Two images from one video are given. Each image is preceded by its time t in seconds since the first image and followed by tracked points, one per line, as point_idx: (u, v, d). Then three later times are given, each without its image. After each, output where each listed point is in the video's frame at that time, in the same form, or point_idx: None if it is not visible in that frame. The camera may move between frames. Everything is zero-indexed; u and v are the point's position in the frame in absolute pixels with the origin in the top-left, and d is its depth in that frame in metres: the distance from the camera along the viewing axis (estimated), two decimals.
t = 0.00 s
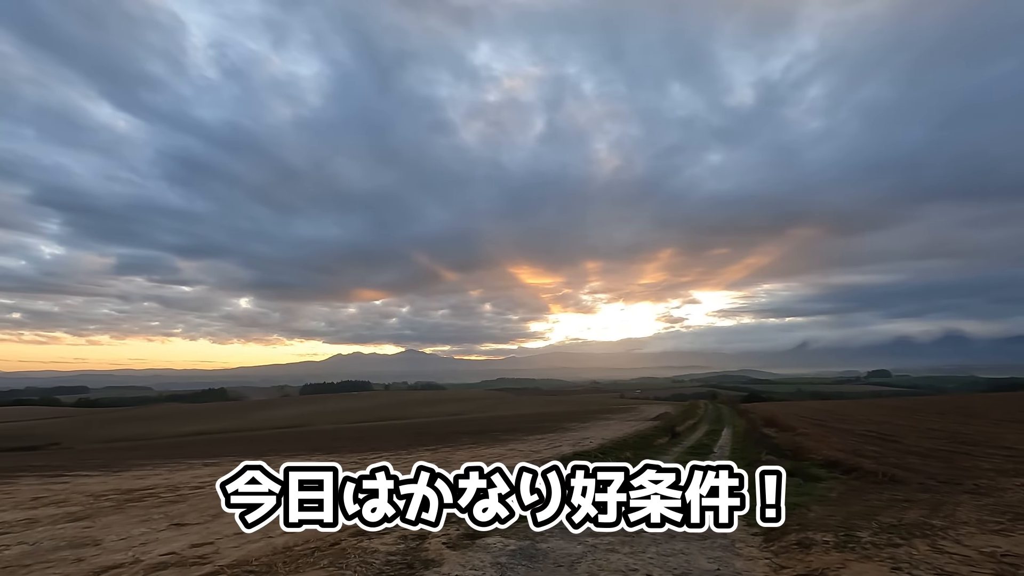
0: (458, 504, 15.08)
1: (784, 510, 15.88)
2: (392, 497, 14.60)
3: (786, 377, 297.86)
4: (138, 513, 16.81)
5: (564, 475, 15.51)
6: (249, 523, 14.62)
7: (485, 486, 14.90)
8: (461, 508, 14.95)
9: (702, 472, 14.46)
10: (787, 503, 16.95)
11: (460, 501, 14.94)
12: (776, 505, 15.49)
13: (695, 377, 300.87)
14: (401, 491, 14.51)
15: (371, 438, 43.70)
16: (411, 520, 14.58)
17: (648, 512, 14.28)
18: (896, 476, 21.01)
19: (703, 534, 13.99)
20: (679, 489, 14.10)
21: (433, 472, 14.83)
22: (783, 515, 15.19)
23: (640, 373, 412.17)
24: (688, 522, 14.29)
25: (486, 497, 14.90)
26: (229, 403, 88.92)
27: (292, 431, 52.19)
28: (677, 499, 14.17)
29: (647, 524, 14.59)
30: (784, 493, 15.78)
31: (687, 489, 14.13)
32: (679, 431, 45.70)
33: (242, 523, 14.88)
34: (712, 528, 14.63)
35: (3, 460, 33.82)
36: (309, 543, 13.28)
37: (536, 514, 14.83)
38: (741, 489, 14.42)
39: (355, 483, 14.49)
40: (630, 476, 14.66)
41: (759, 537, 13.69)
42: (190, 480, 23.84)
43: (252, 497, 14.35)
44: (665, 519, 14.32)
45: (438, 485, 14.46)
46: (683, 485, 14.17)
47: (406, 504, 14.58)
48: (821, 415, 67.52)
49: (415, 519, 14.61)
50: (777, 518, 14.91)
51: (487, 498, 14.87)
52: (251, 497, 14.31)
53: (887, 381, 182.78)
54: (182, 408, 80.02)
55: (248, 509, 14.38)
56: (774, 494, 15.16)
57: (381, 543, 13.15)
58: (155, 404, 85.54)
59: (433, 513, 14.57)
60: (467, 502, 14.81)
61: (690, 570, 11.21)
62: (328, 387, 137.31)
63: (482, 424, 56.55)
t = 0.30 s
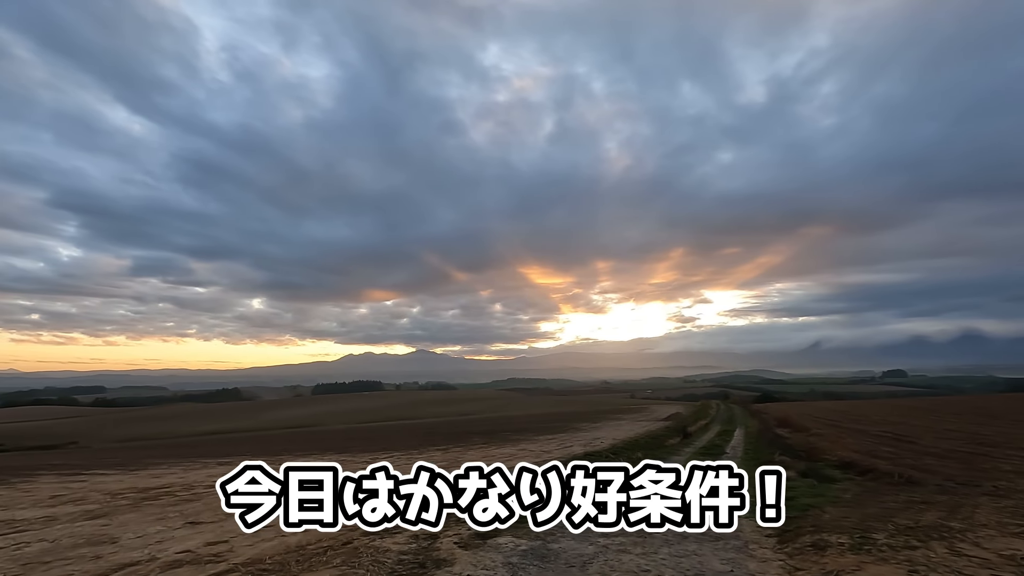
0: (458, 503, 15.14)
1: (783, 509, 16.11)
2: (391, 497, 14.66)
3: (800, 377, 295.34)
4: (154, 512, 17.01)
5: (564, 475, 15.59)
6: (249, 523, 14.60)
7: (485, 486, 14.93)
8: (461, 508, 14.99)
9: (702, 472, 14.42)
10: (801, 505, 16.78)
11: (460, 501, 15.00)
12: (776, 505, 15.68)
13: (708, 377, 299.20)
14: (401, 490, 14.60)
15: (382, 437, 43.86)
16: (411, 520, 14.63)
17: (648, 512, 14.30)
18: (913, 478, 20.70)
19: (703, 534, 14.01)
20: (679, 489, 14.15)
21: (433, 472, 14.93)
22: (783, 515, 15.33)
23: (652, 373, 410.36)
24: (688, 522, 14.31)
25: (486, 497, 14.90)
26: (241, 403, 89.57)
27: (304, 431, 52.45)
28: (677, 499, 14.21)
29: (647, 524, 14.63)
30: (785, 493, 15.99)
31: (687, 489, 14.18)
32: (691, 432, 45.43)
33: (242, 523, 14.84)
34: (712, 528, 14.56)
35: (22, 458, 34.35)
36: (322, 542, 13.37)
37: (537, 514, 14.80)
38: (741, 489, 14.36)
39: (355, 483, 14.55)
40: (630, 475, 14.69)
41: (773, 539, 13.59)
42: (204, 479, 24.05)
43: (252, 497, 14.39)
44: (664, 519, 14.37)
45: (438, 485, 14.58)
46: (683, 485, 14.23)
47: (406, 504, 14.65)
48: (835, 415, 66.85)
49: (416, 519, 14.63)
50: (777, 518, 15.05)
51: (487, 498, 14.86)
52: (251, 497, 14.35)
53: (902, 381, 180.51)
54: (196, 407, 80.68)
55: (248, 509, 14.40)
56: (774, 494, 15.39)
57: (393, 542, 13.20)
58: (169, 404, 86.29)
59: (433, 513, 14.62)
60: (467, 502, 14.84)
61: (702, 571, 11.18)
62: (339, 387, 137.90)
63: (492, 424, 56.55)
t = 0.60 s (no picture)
0: (458, 504, 15.21)
1: (785, 509, 16.17)
2: (392, 497, 14.75)
3: (814, 377, 292.69)
4: (169, 510, 17.21)
5: (564, 475, 15.68)
6: (250, 523, 14.55)
7: (485, 486, 15.05)
8: (461, 509, 15.05)
9: (702, 472, 14.51)
10: (815, 506, 16.61)
11: (460, 501, 15.07)
12: (776, 505, 15.78)
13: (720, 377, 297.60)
14: (402, 491, 14.71)
15: (394, 437, 44.03)
16: (411, 520, 14.64)
17: (648, 512, 14.28)
18: (930, 479, 20.44)
19: (702, 534, 13.99)
20: (679, 490, 14.14)
21: (433, 472, 15.05)
22: (783, 515, 15.41)
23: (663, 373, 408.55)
24: (688, 522, 14.32)
25: (487, 497, 14.96)
26: (254, 403, 90.26)
27: (316, 430, 52.71)
28: (677, 499, 14.21)
29: (647, 525, 14.59)
30: (783, 493, 16.16)
31: (687, 489, 14.19)
32: (703, 432, 45.17)
33: (242, 523, 14.80)
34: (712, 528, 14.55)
35: (41, 457, 34.86)
36: (333, 541, 13.45)
37: (537, 514, 14.75)
38: (741, 489, 14.37)
39: (355, 483, 14.67)
40: (630, 476, 14.74)
41: (787, 540, 13.47)
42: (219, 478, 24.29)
43: (252, 497, 14.45)
44: (665, 519, 14.35)
45: (438, 485, 14.68)
46: (683, 485, 14.24)
47: (406, 504, 14.69)
48: (849, 416, 66.18)
49: (416, 519, 14.62)
50: (777, 518, 15.15)
51: (487, 498, 14.90)
52: (251, 497, 14.41)
53: (918, 381, 178.30)
54: (209, 408, 81.35)
55: (248, 509, 14.43)
56: (774, 494, 15.51)
57: (404, 542, 13.23)
58: (182, 404, 87.01)
59: (433, 513, 14.61)
60: (467, 502, 14.92)
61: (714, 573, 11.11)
62: (350, 387, 138.50)
63: (504, 424, 56.51)
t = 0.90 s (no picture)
0: (458, 503, 15.16)
1: (785, 509, 16.17)
2: (391, 497, 14.75)
3: (828, 377, 290.03)
4: (183, 509, 17.38)
5: (564, 475, 15.52)
6: (249, 523, 14.59)
7: (485, 486, 14.96)
8: (461, 508, 15.00)
9: (702, 472, 14.30)
10: (830, 509, 16.43)
11: (460, 501, 15.02)
12: (776, 505, 15.72)
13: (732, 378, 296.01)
14: (401, 491, 14.72)
15: (405, 437, 44.12)
16: (411, 520, 14.70)
17: (648, 512, 14.21)
18: (948, 481, 20.13)
19: (702, 534, 14.03)
20: (679, 490, 14.01)
21: (433, 472, 15.00)
22: (783, 515, 15.41)
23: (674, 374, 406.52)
24: (688, 522, 14.29)
25: (486, 497, 14.92)
26: (267, 403, 90.95)
27: (328, 430, 52.96)
28: (677, 499, 14.10)
29: (647, 524, 14.57)
30: (784, 493, 16.09)
31: (687, 489, 14.06)
32: (715, 433, 44.85)
33: (243, 523, 14.90)
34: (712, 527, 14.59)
35: (59, 456, 35.32)
36: (346, 540, 13.54)
37: (537, 514, 14.81)
38: (741, 489, 14.34)
39: (355, 483, 14.56)
40: (630, 475, 14.60)
41: (801, 542, 13.34)
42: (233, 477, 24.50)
43: (252, 497, 14.46)
44: (664, 519, 14.29)
45: (438, 485, 14.71)
46: (683, 485, 14.09)
47: (406, 504, 14.72)
48: (864, 416, 65.41)
49: (415, 519, 14.70)
50: (777, 518, 15.16)
51: (487, 498, 14.87)
52: (251, 497, 14.43)
53: (934, 381, 175.99)
54: (222, 407, 82.01)
55: (248, 509, 14.45)
56: (774, 493, 15.48)
57: (416, 542, 13.25)
58: (196, 404, 87.77)
59: (433, 513, 14.68)
60: (467, 502, 14.86)
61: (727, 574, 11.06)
62: (361, 387, 139.05)
63: (514, 424, 56.43)
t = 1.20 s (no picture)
0: (458, 503, 15.15)
1: (784, 511, 16.16)
2: (392, 497, 14.71)
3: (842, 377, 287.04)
4: (198, 508, 17.55)
5: (564, 475, 15.50)
6: (249, 523, 14.70)
7: (485, 486, 14.92)
8: (461, 508, 14.99)
9: (703, 472, 14.16)
10: (845, 511, 16.25)
11: (460, 501, 15.01)
12: (776, 505, 15.67)
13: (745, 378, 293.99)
14: (401, 491, 14.67)
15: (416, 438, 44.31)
16: (411, 520, 14.78)
17: (648, 512, 14.13)
18: (966, 483, 19.84)
19: (701, 534, 14.05)
20: (679, 490, 13.90)
21: (433, 472, 14.99)
22: (783, 515, 15.40)
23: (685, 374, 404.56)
24: (688, 522, 14.28)
25: (486, 497, 14.89)
26: (279, 403, 91.84)
27: (340, 430, 53.35)
28: (677, 499, 14.01)
29: (647, 524, 14.56)
30: (785, 493, 15.98)
31: (687, 489, 13.95)
32: (727, 434, 44.59)
33: (243, 522, 14.99)
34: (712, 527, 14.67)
35: (77, 455, 35.87)
36: (358, 540, 13.62)
37: (537, 514, 14.84)
38: (741, 489, 14.28)
39: (355, 483, 14.49)
40: (630, 475, 14.54)
41: (816, 545, 13.21)
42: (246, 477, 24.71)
43: (252, 497, 14.45)
44: (664, 519, 14.24)
45: (438, 485, 14.67)
46: (683, 485, 13.96)
47: (406, 504, 14.72)
48: (879, 417, 64.62)
49: (416, 519, 14.77)
50: (777, 518, 15.17)
51: (487, 498, 14.85)
52: (251, 497, 14.42)
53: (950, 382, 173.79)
54: (236, 408, 82.89)
55: (248, 509, 14.49)
56: (774, 494, 15.38)
57: (428, 542, 13.31)
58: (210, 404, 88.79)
59: (433, 513, 14.74)
60: (467, 502, 14.85)
61: None
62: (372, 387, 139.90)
63: (524, 425, 56.41)
